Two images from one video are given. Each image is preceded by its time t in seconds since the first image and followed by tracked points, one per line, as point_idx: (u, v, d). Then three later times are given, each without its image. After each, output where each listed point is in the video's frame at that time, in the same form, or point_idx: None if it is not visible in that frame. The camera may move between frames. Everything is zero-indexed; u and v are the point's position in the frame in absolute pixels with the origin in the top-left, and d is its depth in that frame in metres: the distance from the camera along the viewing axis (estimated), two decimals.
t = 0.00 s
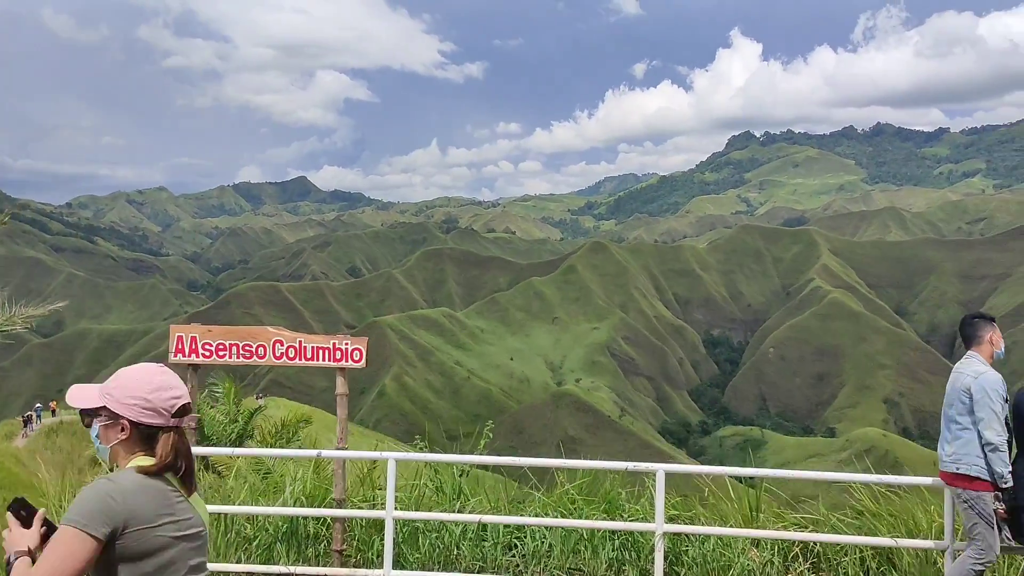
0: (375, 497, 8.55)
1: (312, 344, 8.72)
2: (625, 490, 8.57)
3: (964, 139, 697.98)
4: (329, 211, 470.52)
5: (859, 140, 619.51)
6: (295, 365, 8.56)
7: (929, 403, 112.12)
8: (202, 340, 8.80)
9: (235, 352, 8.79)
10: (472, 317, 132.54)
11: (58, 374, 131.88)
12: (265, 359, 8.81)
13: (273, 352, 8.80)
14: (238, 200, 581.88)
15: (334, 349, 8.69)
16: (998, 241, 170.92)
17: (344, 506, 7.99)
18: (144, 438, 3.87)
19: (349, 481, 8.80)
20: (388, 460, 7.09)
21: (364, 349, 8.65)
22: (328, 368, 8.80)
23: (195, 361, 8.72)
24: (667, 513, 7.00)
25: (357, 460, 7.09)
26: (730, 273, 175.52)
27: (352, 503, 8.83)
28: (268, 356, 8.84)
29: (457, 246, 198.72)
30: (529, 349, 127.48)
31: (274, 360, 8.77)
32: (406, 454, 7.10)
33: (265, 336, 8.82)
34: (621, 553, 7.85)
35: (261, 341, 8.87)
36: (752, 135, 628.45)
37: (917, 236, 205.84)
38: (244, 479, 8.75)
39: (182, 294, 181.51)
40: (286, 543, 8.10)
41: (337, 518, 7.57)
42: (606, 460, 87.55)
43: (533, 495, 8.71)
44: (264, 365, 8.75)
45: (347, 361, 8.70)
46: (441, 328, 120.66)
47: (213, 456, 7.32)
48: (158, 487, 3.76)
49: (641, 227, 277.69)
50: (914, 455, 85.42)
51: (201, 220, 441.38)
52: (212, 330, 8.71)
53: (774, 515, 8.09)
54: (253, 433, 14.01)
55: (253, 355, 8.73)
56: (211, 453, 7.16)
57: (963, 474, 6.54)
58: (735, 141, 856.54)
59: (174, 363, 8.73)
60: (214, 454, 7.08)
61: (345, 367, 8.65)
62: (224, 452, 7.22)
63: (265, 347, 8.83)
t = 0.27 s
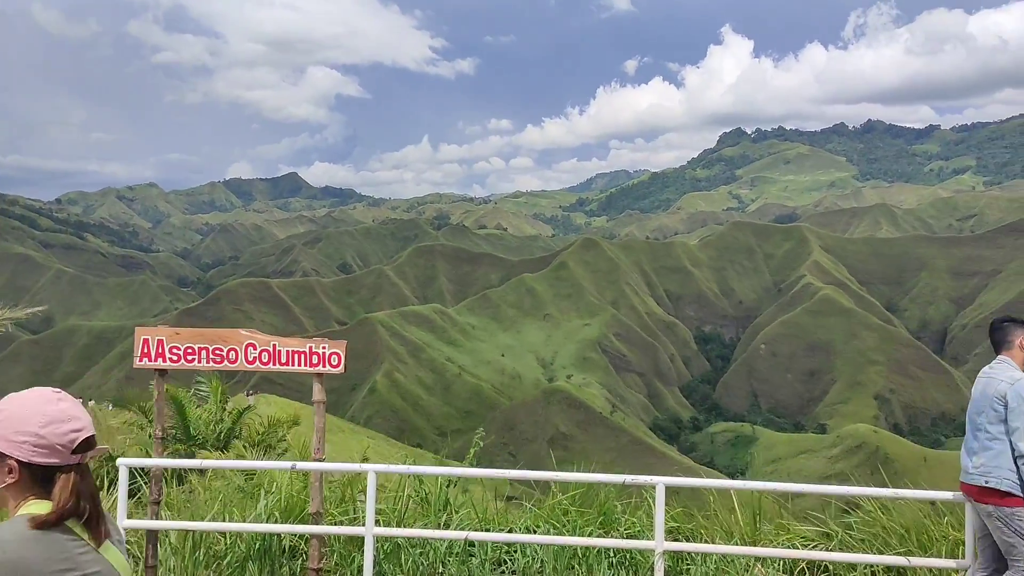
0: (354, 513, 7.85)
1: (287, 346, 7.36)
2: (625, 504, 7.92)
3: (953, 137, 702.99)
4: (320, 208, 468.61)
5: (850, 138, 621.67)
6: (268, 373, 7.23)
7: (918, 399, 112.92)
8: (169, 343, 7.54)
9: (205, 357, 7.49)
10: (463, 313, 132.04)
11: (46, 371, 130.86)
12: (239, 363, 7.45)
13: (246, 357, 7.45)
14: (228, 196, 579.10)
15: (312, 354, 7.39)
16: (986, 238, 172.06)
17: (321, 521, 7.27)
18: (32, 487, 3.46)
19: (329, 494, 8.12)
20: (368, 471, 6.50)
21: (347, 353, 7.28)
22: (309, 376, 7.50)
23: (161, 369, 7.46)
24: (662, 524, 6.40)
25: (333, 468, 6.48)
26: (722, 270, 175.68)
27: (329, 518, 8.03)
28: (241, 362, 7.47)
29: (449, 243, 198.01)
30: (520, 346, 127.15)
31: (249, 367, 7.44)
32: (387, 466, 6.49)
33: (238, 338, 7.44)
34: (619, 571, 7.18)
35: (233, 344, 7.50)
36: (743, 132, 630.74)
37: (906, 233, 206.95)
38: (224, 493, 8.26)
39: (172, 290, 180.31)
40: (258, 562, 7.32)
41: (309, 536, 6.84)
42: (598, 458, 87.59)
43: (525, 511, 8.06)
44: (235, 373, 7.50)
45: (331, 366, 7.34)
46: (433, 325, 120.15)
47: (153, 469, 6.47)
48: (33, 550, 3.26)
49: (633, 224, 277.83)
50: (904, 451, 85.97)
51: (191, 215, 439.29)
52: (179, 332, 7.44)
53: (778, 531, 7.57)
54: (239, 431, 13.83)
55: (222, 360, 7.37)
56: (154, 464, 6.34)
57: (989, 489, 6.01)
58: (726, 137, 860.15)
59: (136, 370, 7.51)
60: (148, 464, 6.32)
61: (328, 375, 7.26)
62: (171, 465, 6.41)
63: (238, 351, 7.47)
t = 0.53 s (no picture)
0: (341, 532, 7.48)
1: (268, 355, 7.01)
2: (628, 523, 7.57)
3: (951, 138, 702.12)
4: (317, 209, 467.86)
5: (846, 140, 622.51)
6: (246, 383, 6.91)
7: (915, 401, 113.24)
8: (147, 352, 7.30)
9: (182, 366, 7.19)
10: (460, 314, 131.69)
11: (42, 373, 130.55)
12: (218, 374, 7.16)
13: (227, 366, 7.18)
14: (225, 197, 578.84)
15: (295, 363, 7.03)
16: (983, 239, 172.21)
17: (304, 541, 6.83)
18: None
19: (315, 512, 7.75)
20: (353, 490, 6.14)
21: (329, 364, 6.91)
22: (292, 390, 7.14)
23: (138, 377, 7.19)
24: (670, 545, 6.07)
25: (318, 488, 6.10)
26: (719, 271, 175.69)
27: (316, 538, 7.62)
28: (220, 373, 7.19)
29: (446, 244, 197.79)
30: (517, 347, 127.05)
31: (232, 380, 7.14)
32: (376, 483, 6.12)
33: (218, 347, 7.22)
34: None
35: (214, 353, 7.24)
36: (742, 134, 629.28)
37: (904, 234, 207.07)
38: (209, 509, 7.96)
39: (169, 291, 179.82)
40: None
41: (289, 561, 6.45)
42: (596, 460, 87.65)
43: (522, 529, 7.71)
44: (217, 385, 7.23)
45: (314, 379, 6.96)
46: (430, 326, 119.92)
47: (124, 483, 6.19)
48: None
49: (631, 225, 277.85)
50: (902, 453, 86.23)
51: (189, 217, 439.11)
52: (158, 339, 7.22)
53: (791, 551, 7.17)
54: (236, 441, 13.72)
55: (200, 371, 7.08)
56: (124, 478, 6.06)
57: None
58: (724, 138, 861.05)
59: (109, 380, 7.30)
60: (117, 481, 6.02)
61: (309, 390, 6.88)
62: (145, 483, 6.14)
63: (218, 361, 7.20)
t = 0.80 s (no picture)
0: (331, 556, 7.24)
1: (247, 368, 6.85)
2: (635, 543, 7.36)
3: (948, 139, 702.72)
4: (315, 211, 468.39)
5: (843, 141, 624.08)
6: (225, 401, 6.76)
7: (912, 402, 113.70)
8: (119, 366, 7.16)
9: (158, 380, 7.09)
10: (458, 316, 131.66)
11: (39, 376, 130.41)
12: (194, 389, 7.05)
13: (205, 380, 7.04)
14: (222, 200, 578.73)
15: (277, 377, 6.86)
16: (980, 239, 172.62)
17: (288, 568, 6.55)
18: None
19: (304, 533, 7.53)
20: (342, 512, 6.00)
21: (316, 378, 6.75)
22: (277, 403, 6.98)
23: (111, 392, 7.08)
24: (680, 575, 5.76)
25: (303, 511, 5.90)
26: (717, 272, 175.84)
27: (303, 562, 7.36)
28: (199, 388, 7.05)
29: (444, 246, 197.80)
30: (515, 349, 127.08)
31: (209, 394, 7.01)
32: (364, 505, 6.00)
33: (194, 359, 7.09)
34: None
35: (191, 366, 7.12)
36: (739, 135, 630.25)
37: (901, 235, 207.52)
38: (192, 529, 7.78)
39: (166, 293, 179.59)
40: None
41: None
42: (595, 462, 87.81)
43: (524, 548, 7.49)
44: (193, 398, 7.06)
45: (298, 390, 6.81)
46: (428, 328, 119.81)
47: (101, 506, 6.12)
48: None
49: (628, 227, 278.33)
50: (898, 453, 85.45)
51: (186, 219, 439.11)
52: (131, 352, 7.08)
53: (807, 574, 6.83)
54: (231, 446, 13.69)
55: (177, 385, 6.95)
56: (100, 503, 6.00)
57: None
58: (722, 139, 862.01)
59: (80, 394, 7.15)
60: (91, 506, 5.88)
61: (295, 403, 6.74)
62: (127, 504, 6.08)
63: (194, 373, 7.08)
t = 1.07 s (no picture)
0: None
1: (233, 386, 7.05)
2: None
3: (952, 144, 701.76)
4: (318, 218, 470.28)
5: (846, 148, 624.76)
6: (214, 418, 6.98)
7: (916, 406, 113.79)
8: (95, 383, 7.37)
9: (137, 400, 7.27)
10: (462, 322, 131.67)
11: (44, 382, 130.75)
12: (177, 409, 7.23)
13: (187, 398, 7.24)
14: (226, 206, 580.65)
15: (266, 395, 7.06)
16: (985, 244, 172.34)
17: None
18: None
19: (299, 563, 7.59)
20: (334, 542, 5.92)
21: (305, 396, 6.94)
22: (265, 422, 7.17)
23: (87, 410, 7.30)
24: None
25: (297, 541, 5.88)
26: (720, 278, 175.69)
27: None
28: (181, 406, 7.26)
29: (447, 252, 197.99)
30: (519, 355, 127.13)
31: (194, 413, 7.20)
32: (358, 534, 5.95)
33: (175, 376, 7.29)
34: None
35: (172, 385, 7.33)
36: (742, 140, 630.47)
37: (905, 240, 207.20)
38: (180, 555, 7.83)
39: (170, 299, 179.99)
40: None
41: None
42: (599, 469, 87.74)
43: None
44: (174, 416, 7.17)
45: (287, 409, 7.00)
46: (431, 334, 119.81)
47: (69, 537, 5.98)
48: None
49: (631, 233, 278.46)
50: (904, 459, 84.97)
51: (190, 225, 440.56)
52: (107, 369, 7.28)
53: None
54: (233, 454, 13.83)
55: (159, 403, 7.14)
56: (66, 532, 5.86)
57: None
58: (725, 145, 862.59)
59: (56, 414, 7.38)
60: (59, 533, 5.80)
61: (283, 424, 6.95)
62: (94, 534, 6.04)
63: (175, 392, 7.29)
